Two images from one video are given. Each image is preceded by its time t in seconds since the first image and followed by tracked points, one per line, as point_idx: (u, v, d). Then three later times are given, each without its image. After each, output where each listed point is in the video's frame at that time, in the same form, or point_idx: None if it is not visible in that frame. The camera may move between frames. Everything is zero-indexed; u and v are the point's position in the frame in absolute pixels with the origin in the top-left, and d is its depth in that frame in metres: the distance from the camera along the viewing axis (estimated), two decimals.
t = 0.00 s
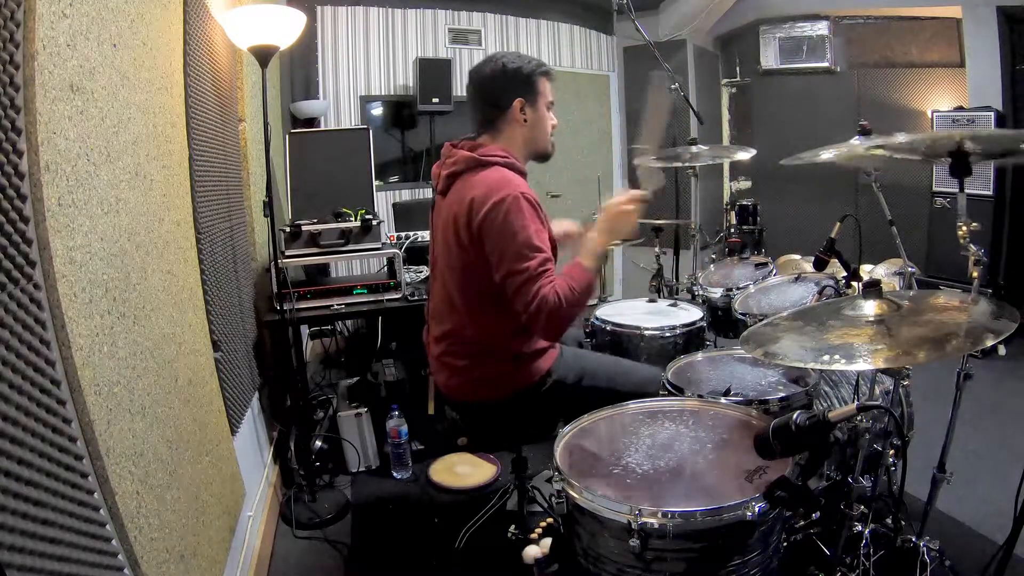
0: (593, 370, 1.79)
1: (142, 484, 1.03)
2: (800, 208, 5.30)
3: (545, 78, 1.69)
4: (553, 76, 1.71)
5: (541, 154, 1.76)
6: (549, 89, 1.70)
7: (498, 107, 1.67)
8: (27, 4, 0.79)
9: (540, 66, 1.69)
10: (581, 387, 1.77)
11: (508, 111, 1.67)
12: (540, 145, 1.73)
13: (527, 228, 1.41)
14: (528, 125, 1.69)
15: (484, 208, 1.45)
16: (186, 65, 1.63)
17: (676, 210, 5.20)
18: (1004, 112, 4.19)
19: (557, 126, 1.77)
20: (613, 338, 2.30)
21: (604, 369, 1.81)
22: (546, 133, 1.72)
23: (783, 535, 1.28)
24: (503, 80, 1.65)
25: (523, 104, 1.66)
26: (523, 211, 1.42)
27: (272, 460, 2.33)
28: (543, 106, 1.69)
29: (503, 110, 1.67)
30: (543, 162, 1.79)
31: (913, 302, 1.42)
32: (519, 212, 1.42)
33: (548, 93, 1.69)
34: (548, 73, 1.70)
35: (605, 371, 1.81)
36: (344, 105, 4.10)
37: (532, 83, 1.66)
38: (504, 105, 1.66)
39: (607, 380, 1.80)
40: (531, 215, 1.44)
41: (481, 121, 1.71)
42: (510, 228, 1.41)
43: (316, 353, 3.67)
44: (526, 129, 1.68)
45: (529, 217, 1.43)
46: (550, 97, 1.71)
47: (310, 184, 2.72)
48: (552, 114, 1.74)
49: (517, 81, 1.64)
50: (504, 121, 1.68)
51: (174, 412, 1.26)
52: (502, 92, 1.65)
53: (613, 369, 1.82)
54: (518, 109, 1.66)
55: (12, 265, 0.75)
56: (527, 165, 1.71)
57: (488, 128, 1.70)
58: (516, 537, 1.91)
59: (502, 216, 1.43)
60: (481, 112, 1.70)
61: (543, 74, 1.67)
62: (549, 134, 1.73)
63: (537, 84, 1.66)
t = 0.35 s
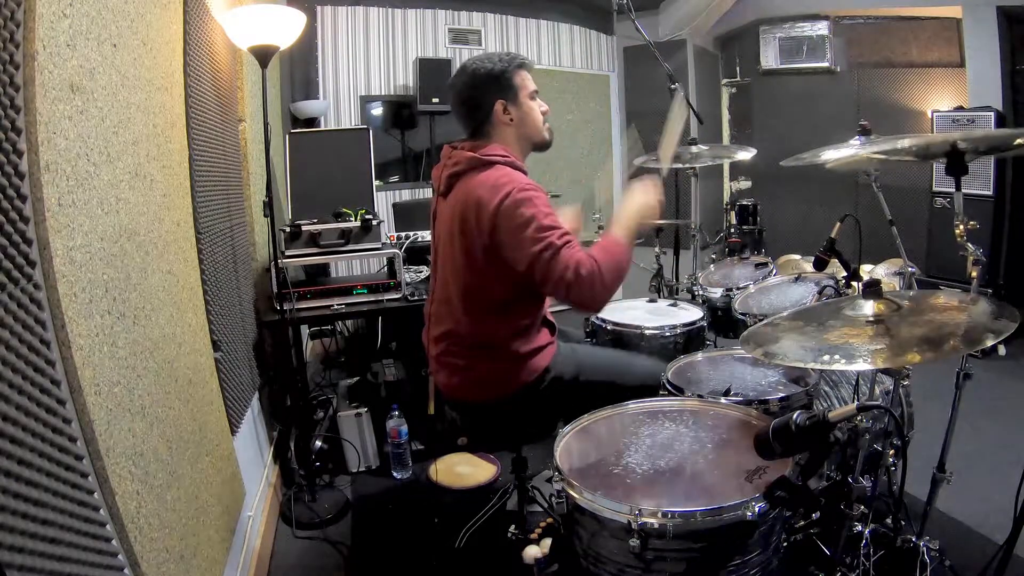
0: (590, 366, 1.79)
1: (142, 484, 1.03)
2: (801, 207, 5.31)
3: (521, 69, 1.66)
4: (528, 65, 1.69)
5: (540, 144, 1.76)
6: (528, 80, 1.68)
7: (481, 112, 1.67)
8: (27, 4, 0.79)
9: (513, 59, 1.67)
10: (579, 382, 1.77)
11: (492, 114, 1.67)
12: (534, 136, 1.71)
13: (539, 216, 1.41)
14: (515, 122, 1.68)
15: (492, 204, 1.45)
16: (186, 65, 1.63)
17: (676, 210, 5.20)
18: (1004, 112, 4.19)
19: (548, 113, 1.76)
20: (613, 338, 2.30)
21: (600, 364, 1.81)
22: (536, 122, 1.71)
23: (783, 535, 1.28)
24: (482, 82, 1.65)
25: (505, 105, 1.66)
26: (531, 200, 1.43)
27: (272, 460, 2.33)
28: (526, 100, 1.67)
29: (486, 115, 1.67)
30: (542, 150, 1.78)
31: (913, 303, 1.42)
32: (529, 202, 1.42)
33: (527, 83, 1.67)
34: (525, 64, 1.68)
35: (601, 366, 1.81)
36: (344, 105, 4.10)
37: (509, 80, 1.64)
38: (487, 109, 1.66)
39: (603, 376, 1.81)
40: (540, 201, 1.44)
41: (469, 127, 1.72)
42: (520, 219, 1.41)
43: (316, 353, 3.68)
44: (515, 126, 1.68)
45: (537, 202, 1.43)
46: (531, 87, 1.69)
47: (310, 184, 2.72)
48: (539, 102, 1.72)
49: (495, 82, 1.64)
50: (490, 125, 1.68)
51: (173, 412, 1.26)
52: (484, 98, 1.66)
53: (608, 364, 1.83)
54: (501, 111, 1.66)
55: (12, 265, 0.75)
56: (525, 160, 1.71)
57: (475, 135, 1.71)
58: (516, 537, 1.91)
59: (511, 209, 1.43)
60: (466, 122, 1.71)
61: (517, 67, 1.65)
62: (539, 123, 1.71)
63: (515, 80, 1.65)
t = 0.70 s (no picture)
0: (593, 372, 1.80)
1: (142, 484, 1.04)
2: (800, 207, 5.31)
3: (501, 64, 1.65)
4: (507, 57, 1.67)
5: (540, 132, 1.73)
6: (509, 73, 1.66)
7: (473, 118, 1.68)
8: (27, 3, 0.79)
9: (492, 55, 1.66)
10: (582, 386, 1.78)
11: (483, 118, 1.67)
12: (530, 127, 1.69)
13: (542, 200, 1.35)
14: (507, 118, 1.67)
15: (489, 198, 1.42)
16: (187, 65, 1.63)
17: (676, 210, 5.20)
18: (1004, 112, 4.19)
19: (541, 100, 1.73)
20: (613, 338, 2.30)
21: (603, 372, 1.82)
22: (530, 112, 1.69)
23: (783, 535, 1.28)
24: (467, 87, 1.66)
25: (494, 105, 1.65)
26: (527, 187, 1.38)
27: (272, 460, 2.33)
28: (513, 94, 1.65)
29: (479, 120, 1.68)
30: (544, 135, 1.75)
31: (913, 302, 1.42)
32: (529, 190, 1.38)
33: (510, 76, 1.65)
34: (503, 58, 1.67)
35: (604, 373, 1.82)
36: (344, 105, 4.10)
37: (490, 78, 1.64)
38: (477, 115, 1.67)
39: (607, 383, 1.82)
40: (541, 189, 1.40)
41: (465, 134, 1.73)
42: (521, 204, 1.36)
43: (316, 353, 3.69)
44: (508, 122, 1.67)
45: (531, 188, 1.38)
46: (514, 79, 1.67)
47: (310, 183, 2.72)
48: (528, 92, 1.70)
49: (479, 85, 1.65)
50: (485, 128, 1.68)
51: (173, 412, 1.26)
52: (473, 104, 1.67)
53: (611, 370, 1.84)
54: (491, 113, 1.66)
55: (12, 265, 0.75)
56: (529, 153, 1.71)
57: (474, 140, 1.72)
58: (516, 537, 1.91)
59: (508, 198, 1.38)
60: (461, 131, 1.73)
61: (496, 64, 1.64)
62: (531, 113, 1.69)
63: (495, 77, 1.64)
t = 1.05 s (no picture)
0: (594, 371, 1.77)
1: (142, 484, 1.03)
2: (800, 207, 5.31)
3: (520, 68, 1.65)
4: (529, 64, 1.67)
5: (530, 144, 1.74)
6: (524, 80, 1.66)
7: (472, 109, 1.69)
8: (27, 4, 0.79)
9: (515, 57, 1.66)
10: (580, 385, 1.75)
11: (481, 111, 1.67)
12: (522, 137, 1.70)
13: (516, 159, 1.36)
14: (503, 122, 1.67)
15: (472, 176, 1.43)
16: (186, 65, 1.63)
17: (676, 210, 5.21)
18: (1004, 112, 4.19)
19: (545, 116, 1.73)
20: (613, 338, 2.30)
21: (604, 369, 1.80)
22: (528, 125, 1.69)
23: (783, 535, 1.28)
24: (475, 76, 1.66)
25: (494, 103, 1.65)
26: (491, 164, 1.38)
27: (272, 460, 2.33)
28: (519, 99, 1.66)
29: (476, 113, 1.68)
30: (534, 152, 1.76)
31: (913, 302, 1.42)
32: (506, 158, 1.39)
33: (523, 83, 1.66)
34: (524, 64, 1.67)
35: (605, 372, 1.80)
36: (344, 104, 4.10)
37: (501, 78, 1.64)
38: (477, 106, 1.67)
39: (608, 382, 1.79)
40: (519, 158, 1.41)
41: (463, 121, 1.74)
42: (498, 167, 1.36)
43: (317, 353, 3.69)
44: (502, 123, 1.67)
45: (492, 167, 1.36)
46: (527, 88, 1.67)
47: (310, 184, 2.72)
48: (535, 104, 1.70)
49: (486, 81, 1.65)
50: (481, 124, 1.69)
51: (173, 411, 1.26)
52: (474, 97, 1.67)
53: (612, 369, 1.81)
54: (488, 109, 1.65)
55: (12, 265, 0.75)
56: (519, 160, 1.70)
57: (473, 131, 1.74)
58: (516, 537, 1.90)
59: (485, 170, 1.39)
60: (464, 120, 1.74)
61: (514, 66, 1.64)
62: (531, 126, 1.70)
63: (506, 78, 1.64)
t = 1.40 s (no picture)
0: (592, 369, 1.77)
1: (142, 485, 1.03)
2: (800, 207, 5.31)
3: (558, 95, 1.68)
4: (570, 98, 1.70)
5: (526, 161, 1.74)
6: (558, 106, 1.69)
7: (496, 103, 1.68)
8: (27, 4, 0.79)
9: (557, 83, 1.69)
10: (579, 384, 1.75)
11: (505, 106, 1.67)
12: (525, 151, 1.71)
13: (507, 177, 1.35)
14: (518, 127, 1.67)
15: (467, 191, 1.44)
16: (186, 65, 1.63)
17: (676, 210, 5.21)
18: (1004, 112, 4.18)
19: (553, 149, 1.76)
20: (613, 338, 2.30)
21: (601, 366, 1.80)
22: (533, 148, 1.71)
23: (783, 535, 1.28)
24: (513, 78, 1.67)
25: (520, 105, 1.65)
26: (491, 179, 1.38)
27: (272, 460, 2.33)
28: (543, 118, 1.68)
29: (500, 105, 1.67)
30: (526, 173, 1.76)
31: (913, 302, 1.42)
32: (498, 172, 1.38)
33: (554, 109, 1.69)
34: (566, 95, 1.70)
35: (604, 369, 1.80)
36: (344, 104, 4.10)
37: (537, 91, 1.66)
38: (502, 99, 1.66)
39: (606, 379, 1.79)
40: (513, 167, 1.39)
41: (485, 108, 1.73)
42: (493, 188, 1.37)
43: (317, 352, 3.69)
44: (514, 129, 1.67)
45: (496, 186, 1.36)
46: (555, 115, 1.70)
47: (310, 183, 2.72)
48: (552, 135, 1.72)
49: (524, 85, 1.65)
50: (500, 117, 1.68)
51: (173, 411, 1.26)
52: (506, 91, 1.66)
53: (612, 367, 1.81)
54: (513, 107, 1.65)
55: (12, 265, 0.75)
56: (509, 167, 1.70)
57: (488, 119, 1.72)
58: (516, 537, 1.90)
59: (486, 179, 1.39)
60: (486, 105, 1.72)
61: (555, 90, 1.67)
62: (539, 149, 1.72)
63: (544, 95, 1.66)
